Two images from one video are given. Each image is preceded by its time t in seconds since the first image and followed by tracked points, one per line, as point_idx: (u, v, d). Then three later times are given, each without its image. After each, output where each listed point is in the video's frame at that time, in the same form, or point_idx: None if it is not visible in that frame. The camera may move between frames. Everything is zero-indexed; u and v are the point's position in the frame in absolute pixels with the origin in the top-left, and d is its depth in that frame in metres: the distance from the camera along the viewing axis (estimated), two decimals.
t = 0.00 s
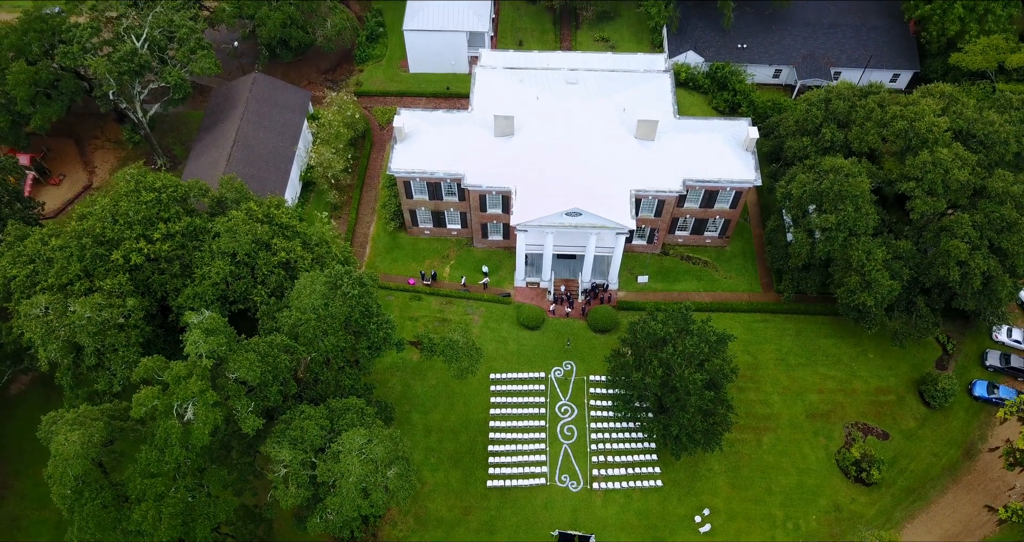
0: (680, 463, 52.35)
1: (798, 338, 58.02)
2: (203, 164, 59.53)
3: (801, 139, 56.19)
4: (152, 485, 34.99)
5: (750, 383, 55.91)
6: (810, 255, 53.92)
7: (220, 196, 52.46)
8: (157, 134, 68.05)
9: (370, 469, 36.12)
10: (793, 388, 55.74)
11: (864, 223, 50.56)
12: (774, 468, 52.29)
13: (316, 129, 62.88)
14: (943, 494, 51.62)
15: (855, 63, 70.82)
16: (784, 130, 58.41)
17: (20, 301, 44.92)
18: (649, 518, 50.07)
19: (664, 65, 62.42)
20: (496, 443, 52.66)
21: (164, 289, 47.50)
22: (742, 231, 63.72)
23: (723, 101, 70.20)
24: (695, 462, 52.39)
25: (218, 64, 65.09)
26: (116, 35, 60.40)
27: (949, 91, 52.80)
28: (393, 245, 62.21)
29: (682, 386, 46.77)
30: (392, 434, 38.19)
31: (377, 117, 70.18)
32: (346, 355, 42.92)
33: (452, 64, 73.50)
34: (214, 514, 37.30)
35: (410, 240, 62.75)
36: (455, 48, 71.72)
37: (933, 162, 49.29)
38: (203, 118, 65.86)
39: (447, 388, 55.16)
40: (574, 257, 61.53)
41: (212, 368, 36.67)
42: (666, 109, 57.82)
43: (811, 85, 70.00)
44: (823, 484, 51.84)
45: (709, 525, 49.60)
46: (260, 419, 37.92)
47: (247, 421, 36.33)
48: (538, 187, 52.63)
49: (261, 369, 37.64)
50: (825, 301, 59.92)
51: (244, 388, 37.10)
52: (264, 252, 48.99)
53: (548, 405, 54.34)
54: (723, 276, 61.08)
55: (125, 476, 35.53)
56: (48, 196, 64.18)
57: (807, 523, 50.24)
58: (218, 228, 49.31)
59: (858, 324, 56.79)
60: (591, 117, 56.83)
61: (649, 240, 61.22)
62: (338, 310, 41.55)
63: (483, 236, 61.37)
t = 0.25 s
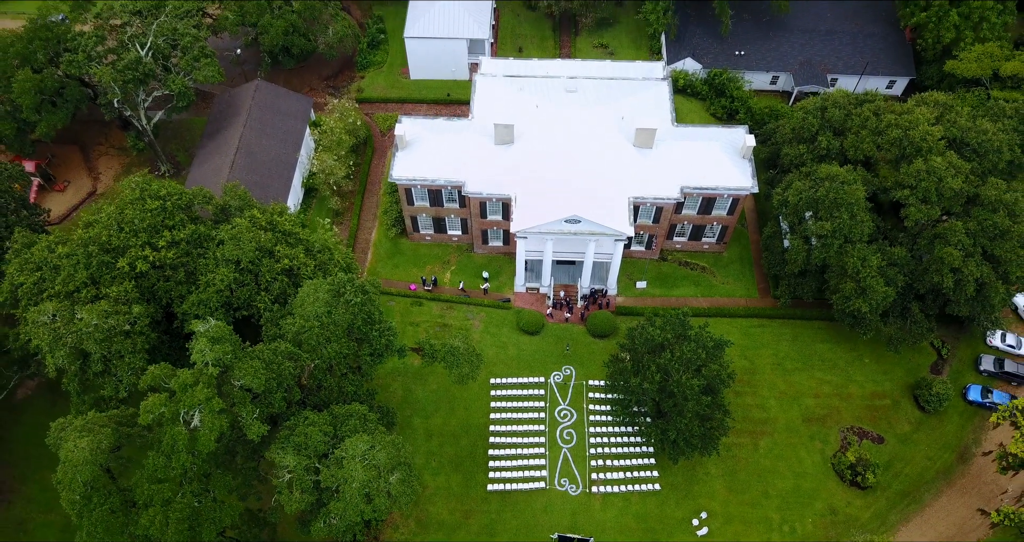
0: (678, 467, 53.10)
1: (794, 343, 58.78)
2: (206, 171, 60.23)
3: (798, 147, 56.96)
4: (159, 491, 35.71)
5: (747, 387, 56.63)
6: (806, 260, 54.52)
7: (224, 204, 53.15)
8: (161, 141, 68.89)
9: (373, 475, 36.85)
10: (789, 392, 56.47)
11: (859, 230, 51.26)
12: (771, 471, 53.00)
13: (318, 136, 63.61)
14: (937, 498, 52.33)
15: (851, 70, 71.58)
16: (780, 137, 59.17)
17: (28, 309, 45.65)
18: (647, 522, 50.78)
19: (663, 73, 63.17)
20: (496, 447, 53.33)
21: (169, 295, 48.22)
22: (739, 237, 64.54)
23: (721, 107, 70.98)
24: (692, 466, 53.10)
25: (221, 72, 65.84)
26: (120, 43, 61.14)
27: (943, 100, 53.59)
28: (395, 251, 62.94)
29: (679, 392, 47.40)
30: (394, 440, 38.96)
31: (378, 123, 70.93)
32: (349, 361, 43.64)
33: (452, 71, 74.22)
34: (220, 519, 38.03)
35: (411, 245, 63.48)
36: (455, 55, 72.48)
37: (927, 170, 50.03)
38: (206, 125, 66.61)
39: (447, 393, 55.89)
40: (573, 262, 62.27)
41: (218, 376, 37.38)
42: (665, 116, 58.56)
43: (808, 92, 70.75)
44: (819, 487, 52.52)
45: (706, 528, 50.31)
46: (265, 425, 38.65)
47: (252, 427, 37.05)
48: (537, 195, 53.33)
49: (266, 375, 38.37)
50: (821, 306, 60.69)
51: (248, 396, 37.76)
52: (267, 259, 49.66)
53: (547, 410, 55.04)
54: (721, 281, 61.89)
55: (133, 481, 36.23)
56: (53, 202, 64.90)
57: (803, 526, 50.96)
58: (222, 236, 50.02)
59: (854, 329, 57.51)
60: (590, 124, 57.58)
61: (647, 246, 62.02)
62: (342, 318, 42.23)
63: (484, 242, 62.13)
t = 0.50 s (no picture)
0: (675, 470, 53.82)
1: (791, 348, 59.51)
2: (210, 178, 60.96)
3: (794, 154, 57.72)
4: (166, 496, 36.44)
5: (744, 392, 57.35)
6: (802, 266, 55.13)
7: (227, 211, 53.85)
8: (164, 147, 69.76)
9: (376, 481, 37.53)
10: (786, 397, 57.19)
11: (854, 237, 51.94)
12: (767, 475, 53.70)
13: (320, 143, 64.34)
14: (932, 501, 53.03)
15: (848, 76, 72.29)
16: (777, 145, 59.89)
17: (35, 316, 46.37)
18: (645, 525, 51.48)
19: (661, 81, 63.91)
20: (496, 452, 54.03)
21: (174, 302, 48.91)
22: (737, 243, 65.33)
23: (719, 114, 71.75)
24: (690, 470, 53.79)
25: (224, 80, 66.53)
26: (125, 52, 61.83)
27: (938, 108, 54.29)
28: (396, 256, 63.70)
29: (678, 397, 47.99)
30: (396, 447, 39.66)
31: (380, 130, 71.69)
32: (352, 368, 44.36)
33: (453, 78, 74.96)
34: (225, 523, 38.75)
35: (413, 251, 64.24)
36: (456, 62, 73.22)
37: (922, 179, 50.72)
38: (209, 132, 67.38)
39: (448, 397, 56.61)
40: (572, 268, 63.05)
41: (224, 383, 38.08)
42: (663, 124, 59.30)
43: (805, 99, 71.48)
44: (815, 491, 53.21)
45: (704, 531, 51.01)
46: (270, 431, 39.38)
47: (258, 433, 37.82)
48: (537, 202, 54.05)
49: (271, 382, 39.09)
50: (818, 311, 61.45)
51: (253, 403, 38.44)
52: (271, 266, 50.36)
53: (547, 414, 55.75)
54: (719, 287, 62.67)
55: (140, 487, 36.95)
56: (58, 209, 65.66)
57: (799, 529, 51.64)
58: (226, 243, 50.72)
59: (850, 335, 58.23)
60: (589, 132, 58.31)
61: (646, 252, 62.78)
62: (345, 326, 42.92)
63: (484, 248, 62.91)
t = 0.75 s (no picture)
0: (674, 474, 54.41)
1: (788, 352, 60.14)
2: (213, 184, 61.56)
3: (792, 161, 58.44)
4: (172, 502, 37.03)
5: (742, 396, 57.97)
6: (799, 271, 55.45)
7: (231, 218, 54.46)
8: (168, 153, 70.48)
9: (378, 486, 38.08)
10: (783, 401, 57.81)
11: (851, 243, 52.50)
12: (765, 479, 54.29)
13: (322, 150, 64.98)
14: (928, 505, 53.60)
15: (845, 82, 72.94)
16: (775, 151, 60.54)
17: (42, 323, 46.98)
18: (644, 528, 52.06)
19: (660, 88, 64.57)
20: (497, 456, 54.62)
21: (179, 309, 49.52)
22: (735, 248, 66.02)
23: (717, 120, 72.43)
24: (689, 474, 54.35)
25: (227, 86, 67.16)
26: (129, 59, 62.42)
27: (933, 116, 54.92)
28: (398, 262, 64.36)
29: (676, 402, 48.43)
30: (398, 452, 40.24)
31: (381, 136, 72.35)
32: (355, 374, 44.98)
33: (454, 84, 75.62)
34: (231, 528, 39.36)
35: (414, 257, 64.87)
36: (457, 68, 73.89)
37: (917, 186, 51.31)
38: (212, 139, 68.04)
39: (449, 402, 57.23)
40: (572, 273, 63.71)
41: (229, 390, 38.68)
42: (661, 132, 59.96)
43: (803, 104, 72.13)
44: (812, 494, 53.79)
45: (702, 535, 51.61)
46: (274, 437, 39.99)
47: (262, 439, 38.44)
48: (537, 209, 54.65)
49: (275, 389, 39.68)
50: (815, 315, 62.09)
51: (255, 409, 38.93)
52: (274, 273, 50.95)
53: (547, 419, 56.34)
54: (717, 292, 63.33)
55: (147, 492, 37.53)
56: (63, 215, 66.30)
57: (797, 532, 52.23)
58: (230, 250, 51.31)
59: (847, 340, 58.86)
60: (588, 140, 58.93)
61: (645, 257, 63.43)
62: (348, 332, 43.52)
63: (485, 253, 63.57)
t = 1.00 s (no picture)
0: (674, 477, 54.81)
1: (787, 356, 60.60)
2: (216, 190, 62.11)
3: (790, 166, 58.97)
4: (177, 505, 37.48)
5: (741, 399, 58.40)
6: (798, 276, 56.07)
7: (234, 223, 54.98)
8: (171, 159, 71.12)
9: (380, 490, 38.49)
10: (782, 404, 58.24)
11: (848, 248, 52.96)
12: (764, 482, 54.69)
13: (324, 155, 65.52)
14: (925, 507, 53.97)
15: (843, 88, 73.51)
16: (774, 157, 61.06)
17: (48, 327, 47.48)
18: (644, 531, 52.46)
19: (659, 93, 65.14)
20: (497, 459, 55.03)
21: (182, 313, 50.00)
22: (734, 253, 66.56)
23: (716, 125, 72.99)
24: (688, 477, 54.77)
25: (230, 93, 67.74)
26: (133, 66, 62.97)
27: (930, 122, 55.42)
28: (399, 266, 64.89)
29: (675, 406, 48.80)
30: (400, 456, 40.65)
31: (383, 141, 72.95)
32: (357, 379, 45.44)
33: (455, 89, 76.22)
34: (234, 531, 39.80)
35: (416, 261, 65.39)
36: (458, 74, 74.49)
37: (914, 192, 51.81)
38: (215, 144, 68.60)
39: (450, 405, 57.69)
40: (572, 278, 64.20)
41: (233, 395, 39.16)
42: (660, 137, 60.51)
43: (801, 110, 72.68)
44: (810, 497, 54.17)
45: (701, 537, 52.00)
46: (277, 441, 40.45)
47: (266, 443, 38.92)
48: (537, 214, 55.14)
49: (278, 394, 40.12)
50: (813, 319, 62.56)
51: (259, 413, 39.43)
52: (277, 278, 51.40)
53: (548, 422, 56.76)
54: (716, 296, 63.85)
55: (152, 496, 37.98)
56: (67, 220, 66.88)
57: (795, 535, 52.61)
58: (233, 256, 51.81)
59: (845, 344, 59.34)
60: (588, 145, 59.44)
61: (644, 261, 63.93)
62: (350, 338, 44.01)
63: (485, 258, 64.07)
